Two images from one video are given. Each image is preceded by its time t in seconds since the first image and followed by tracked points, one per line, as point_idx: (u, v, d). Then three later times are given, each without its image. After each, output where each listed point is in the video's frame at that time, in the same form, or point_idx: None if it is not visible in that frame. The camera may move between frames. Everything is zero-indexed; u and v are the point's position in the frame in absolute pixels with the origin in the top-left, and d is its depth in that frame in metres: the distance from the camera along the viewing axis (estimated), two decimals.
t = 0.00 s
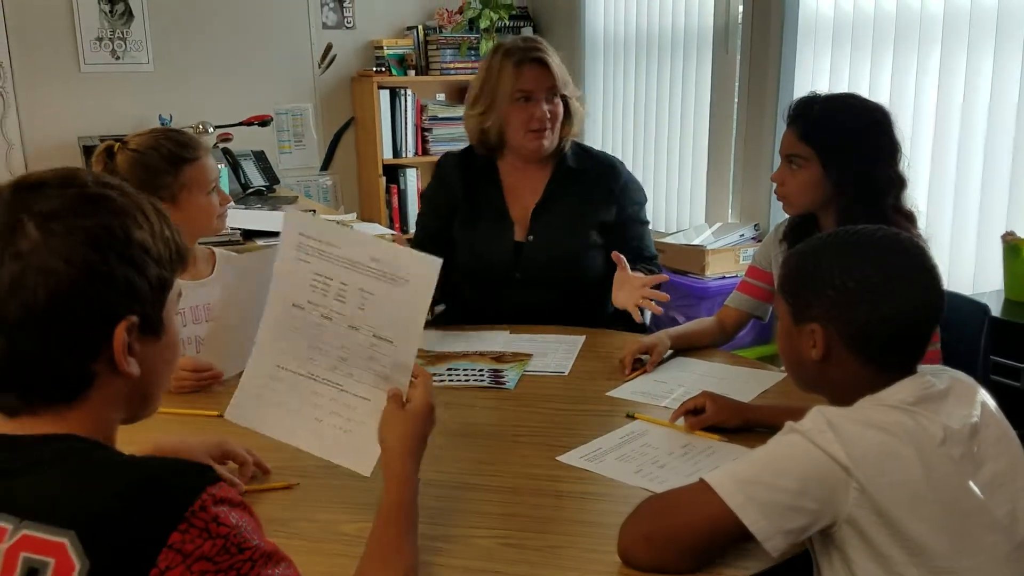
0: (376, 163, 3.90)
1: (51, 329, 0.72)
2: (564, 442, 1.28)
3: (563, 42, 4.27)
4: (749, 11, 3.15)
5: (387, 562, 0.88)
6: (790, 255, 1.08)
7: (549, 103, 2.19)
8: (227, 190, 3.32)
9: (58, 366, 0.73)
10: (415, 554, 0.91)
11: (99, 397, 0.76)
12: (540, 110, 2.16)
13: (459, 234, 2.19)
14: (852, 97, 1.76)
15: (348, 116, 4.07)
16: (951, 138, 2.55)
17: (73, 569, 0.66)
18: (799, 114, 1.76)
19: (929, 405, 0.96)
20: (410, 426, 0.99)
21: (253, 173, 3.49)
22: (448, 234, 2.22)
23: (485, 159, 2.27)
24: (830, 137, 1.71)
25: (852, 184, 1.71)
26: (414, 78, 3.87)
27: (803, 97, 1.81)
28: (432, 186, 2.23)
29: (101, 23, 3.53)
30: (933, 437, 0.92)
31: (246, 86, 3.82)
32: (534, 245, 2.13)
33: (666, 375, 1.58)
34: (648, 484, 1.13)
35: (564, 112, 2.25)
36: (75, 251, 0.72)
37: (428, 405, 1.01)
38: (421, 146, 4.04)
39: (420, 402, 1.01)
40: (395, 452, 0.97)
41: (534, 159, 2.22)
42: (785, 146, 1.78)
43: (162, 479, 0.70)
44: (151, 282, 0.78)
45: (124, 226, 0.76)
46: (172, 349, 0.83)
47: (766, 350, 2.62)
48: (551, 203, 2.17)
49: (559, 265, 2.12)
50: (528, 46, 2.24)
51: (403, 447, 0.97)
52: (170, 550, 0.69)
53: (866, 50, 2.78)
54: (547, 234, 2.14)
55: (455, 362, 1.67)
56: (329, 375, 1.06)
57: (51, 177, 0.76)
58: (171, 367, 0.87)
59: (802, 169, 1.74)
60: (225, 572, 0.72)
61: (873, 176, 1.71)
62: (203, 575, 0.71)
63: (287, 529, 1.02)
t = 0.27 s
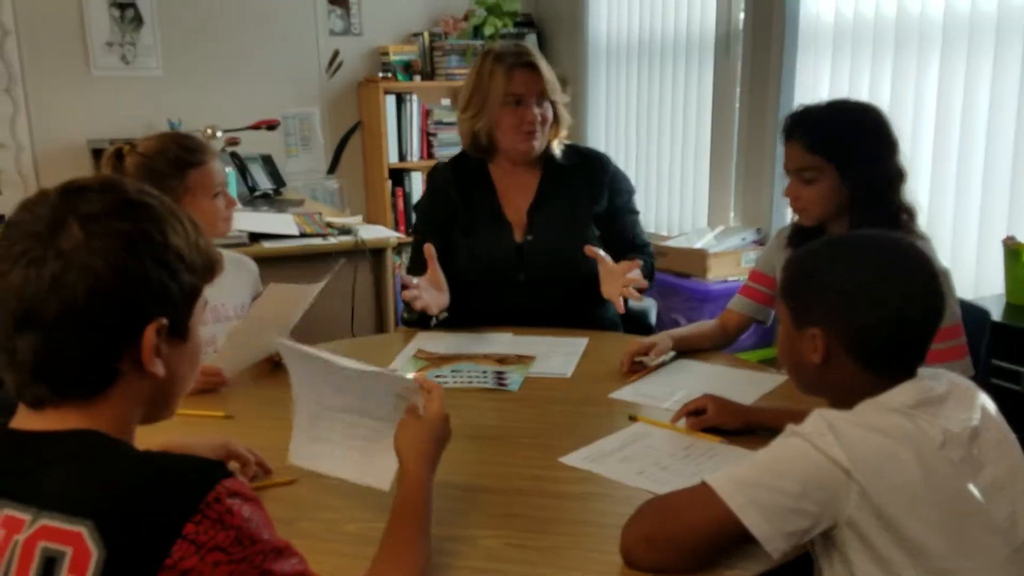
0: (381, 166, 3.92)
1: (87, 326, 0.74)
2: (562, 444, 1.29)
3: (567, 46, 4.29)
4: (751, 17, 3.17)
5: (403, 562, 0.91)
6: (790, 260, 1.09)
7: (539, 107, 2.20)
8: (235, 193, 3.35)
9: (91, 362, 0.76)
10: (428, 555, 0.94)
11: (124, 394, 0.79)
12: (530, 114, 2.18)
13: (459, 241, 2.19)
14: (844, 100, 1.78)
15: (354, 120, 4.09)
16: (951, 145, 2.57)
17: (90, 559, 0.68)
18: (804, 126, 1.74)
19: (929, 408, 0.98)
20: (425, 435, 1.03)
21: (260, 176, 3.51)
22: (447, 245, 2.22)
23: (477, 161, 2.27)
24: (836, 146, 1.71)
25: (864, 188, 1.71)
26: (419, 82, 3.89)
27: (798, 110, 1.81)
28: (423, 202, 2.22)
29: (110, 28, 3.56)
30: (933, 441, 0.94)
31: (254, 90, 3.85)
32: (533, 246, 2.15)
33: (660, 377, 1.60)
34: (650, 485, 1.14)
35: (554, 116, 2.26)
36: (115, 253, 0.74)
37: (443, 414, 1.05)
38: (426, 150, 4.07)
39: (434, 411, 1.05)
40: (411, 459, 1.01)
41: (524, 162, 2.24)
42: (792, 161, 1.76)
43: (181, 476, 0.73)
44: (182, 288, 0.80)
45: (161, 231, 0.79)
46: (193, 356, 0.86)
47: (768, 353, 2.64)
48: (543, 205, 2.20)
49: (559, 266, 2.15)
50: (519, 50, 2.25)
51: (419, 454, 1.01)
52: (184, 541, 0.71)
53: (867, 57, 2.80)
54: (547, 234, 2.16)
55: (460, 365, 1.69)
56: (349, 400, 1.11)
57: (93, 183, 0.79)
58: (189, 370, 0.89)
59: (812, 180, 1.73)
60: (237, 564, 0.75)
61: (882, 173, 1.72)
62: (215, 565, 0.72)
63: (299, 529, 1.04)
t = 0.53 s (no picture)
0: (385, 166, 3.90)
1: (81, 331, 0.72)
2: (575, 449, 1.27)
3: (573, 46, 4.27)
4: (760, 15, 3.14)
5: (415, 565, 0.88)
6: (802, 262, 1.07)
7: (514, 108, 2.17)
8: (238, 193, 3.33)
9: (88, 365, 0.73)
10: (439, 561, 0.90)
11: (124, 397, 0.77)
12: (502, 117, 2.16)
13: (460, 244, 2.17)
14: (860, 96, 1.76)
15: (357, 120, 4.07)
16: (964, 144, 2.55)
17: (91, 562, 0.66)
18: (832, 124, 1.71)
19: (942, 413, 0.95)
20: (434, 448, 1.02)
21: (263, 176, 3.49)
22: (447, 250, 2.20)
23: (474, 163, 2.25)
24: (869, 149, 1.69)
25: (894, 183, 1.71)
26: (423, 82, 3.87)
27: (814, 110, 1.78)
28: (422, 203, 2.20)
29: (113, 27, 3.55)
30: (946, 445, 0.91)
31: (257, 89, 3.83)
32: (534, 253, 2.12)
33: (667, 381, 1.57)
34: (658, 490, 1.12)
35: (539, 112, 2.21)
36: (107, 255, 0.72)
37: (451, 432, 1.06)
38: (430, 150, 4.05)
39: (442, 431, 1.06)
40: (419, 469, 0.99)
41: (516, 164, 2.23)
42: (821, 160, 1.72)
43: (182, 479, 0.70)
44: (181, 287, 0.78)
45: (155, 230, 0.76)
46: (196, 354, 0.84)
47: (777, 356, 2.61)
48: (546, 206, 2.18)
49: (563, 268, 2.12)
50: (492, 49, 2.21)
51: (427, 464, 1.00)
52: (185, 546, 0.69)
53: (879, 56, 2.77)
54: (548, 236, 2.14)
55: (465, 367, 1.66)
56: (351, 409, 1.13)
57: (84, 183, 0.76)
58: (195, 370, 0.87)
59: (843, 182, 1.71)
60: (238, 569, 0.71)
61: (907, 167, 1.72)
62: (218, 570, 0.70)
63: (297, 534, 1.02)
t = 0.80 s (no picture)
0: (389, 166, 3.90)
1: (63, 324, 0.72)
2: (579, 449, 1.27)
3: (578, 45, 4.27)
4: (765, 15, 3.14)
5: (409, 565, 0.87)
6: (807, 263, 1.07)
7: (510, 105, 2.19)
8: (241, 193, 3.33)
9: (75, 361, 0.73)
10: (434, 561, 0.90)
11: (113, 396, 0.77)
12: (498, 115, 2.19)
13: (462, 242, 2.18)
14: (875, 103, 1.76)
15: (362, 120, 4.07)
16: (970, 145, 2.54)
17: (89, 569, 0.66)
18: (859, 133, 1.71)
19: (947, 413, 0.95)
20: (426, 443, 1.01)
21: (267, 176, 3.49)
22: (450, 246, 2.21)
23: (488, 163, 2.26)
24: (891, 158, 1.71)
25: (916, 191, 1.72)
26: (427, 81, 3.88)
27: (837, 114, 1.78)
28: (433, 200, 2.23)
29: (118, 26, 3.56)
30: (951, 446, 0.91)
31: (261, 89, 3.84)
32: (537, 252, 2.12)
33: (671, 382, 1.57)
34: (662, 490, 1.12)
35: (541, 109, 2.21)
36: (92, 249, 0.73)
37: (443, 428, 1.04)
38: (434, 150, 4.04)
39: (434, 426, 1.04)
40: (412, 465, 0.98)
41: (522, 163, 2.23)
42: (849, 169, 1.72)
43: (175, 483, 0.70)
44: (169, 286, 0.78)
45: (144, 227, 0.76)
46: (190, 357, 0.83)
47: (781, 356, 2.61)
48: (553, 208, 2.17)
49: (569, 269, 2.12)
50: (492, 51, 2.25)
51: (420, 460, 0.98)
52: (183, 552, 0.69)
53: (883, 56, 2.77)
54: (552, 238, 2.14)
55: (469, 367, 1.66)
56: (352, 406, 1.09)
57: (82, 177, 0.78)
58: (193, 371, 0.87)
59: (867, 192, 1.71)
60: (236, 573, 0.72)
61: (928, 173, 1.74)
62: None
63: (300, 532, 1.01)
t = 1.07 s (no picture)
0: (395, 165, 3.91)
1: (77, 323, 0.72)
2: (581, 448, 1.27)
3: (584, 45, 4.27)
4: (771, 14, 3.13)
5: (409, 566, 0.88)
6: (813, 262, 1.07)
7: (524, 102, 2.19)
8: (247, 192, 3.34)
9: (88, 360, 0.74)
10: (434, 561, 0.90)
11: (124, 393, 0.76)
12: (511, 110, 2.18)
13: (473, 238, 2.17)
14: (884, 103, 1.76)
15: (367, 119, 4.08)
16: (976, 144, 2.53)
17: (98, 569, 0.66)
18: (866, 135, 1.71)
19: (953, 413, 0.94)
20: (423, 439, 1.00)
21: (272, 175, 3.50)
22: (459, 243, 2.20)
23: (500, 161, 2.26)
24: (895, 152, 1.70)
25: (927, 189, 1.71)
26: (432, 81, 3.88)
27: (842, 118, 1.78)
28: (445, 192, 2.22)
29: (124, 26, 3.56)
30: (957, 446, 0.90)
31: (267, 88, 3.84)
32: (546, 251, 2.12)
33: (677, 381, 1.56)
34: (667, 490, 1.11)
35: (555, 108, 2.21)
36: (107, 246, 0.73)
37: (441, 422, 1.03)
38: (440, 149, 4.04)
39: (432, 419, 1.03)
40: (408, 461, 0.97)
41: (534, 161, 2.23)
42: (858, 172, 1.71)
43: (184, 482, 0.70)
44: (181, 284, 0.78)
45: (158, 225, 0.77)
46: (201, 356, 0.83)
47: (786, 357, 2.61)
48: (561, 208, 2.16)
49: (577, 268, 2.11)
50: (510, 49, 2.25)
51: (417, 457, 0.98)
52: (192, 551, 0.69)
53: (890, 55, 2.76)
54: (563, 237, 2.13)
55: (473, 366, 1.66)
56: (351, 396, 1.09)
57: (95, 176, 0.78)
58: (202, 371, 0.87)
59: (873, 188, 1.71)
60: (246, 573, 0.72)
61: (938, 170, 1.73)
62: None
63: (303, 530, 1.02)
